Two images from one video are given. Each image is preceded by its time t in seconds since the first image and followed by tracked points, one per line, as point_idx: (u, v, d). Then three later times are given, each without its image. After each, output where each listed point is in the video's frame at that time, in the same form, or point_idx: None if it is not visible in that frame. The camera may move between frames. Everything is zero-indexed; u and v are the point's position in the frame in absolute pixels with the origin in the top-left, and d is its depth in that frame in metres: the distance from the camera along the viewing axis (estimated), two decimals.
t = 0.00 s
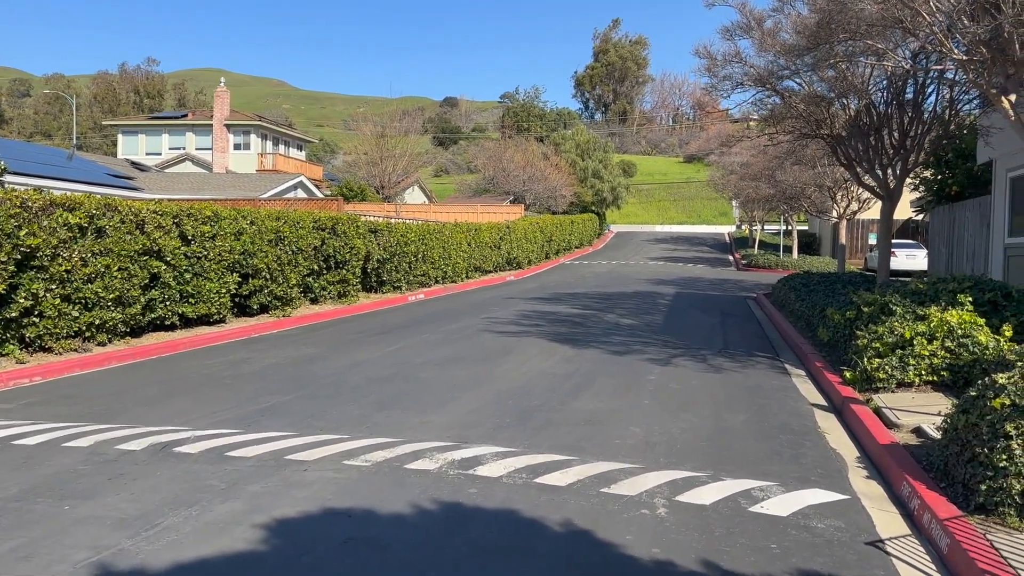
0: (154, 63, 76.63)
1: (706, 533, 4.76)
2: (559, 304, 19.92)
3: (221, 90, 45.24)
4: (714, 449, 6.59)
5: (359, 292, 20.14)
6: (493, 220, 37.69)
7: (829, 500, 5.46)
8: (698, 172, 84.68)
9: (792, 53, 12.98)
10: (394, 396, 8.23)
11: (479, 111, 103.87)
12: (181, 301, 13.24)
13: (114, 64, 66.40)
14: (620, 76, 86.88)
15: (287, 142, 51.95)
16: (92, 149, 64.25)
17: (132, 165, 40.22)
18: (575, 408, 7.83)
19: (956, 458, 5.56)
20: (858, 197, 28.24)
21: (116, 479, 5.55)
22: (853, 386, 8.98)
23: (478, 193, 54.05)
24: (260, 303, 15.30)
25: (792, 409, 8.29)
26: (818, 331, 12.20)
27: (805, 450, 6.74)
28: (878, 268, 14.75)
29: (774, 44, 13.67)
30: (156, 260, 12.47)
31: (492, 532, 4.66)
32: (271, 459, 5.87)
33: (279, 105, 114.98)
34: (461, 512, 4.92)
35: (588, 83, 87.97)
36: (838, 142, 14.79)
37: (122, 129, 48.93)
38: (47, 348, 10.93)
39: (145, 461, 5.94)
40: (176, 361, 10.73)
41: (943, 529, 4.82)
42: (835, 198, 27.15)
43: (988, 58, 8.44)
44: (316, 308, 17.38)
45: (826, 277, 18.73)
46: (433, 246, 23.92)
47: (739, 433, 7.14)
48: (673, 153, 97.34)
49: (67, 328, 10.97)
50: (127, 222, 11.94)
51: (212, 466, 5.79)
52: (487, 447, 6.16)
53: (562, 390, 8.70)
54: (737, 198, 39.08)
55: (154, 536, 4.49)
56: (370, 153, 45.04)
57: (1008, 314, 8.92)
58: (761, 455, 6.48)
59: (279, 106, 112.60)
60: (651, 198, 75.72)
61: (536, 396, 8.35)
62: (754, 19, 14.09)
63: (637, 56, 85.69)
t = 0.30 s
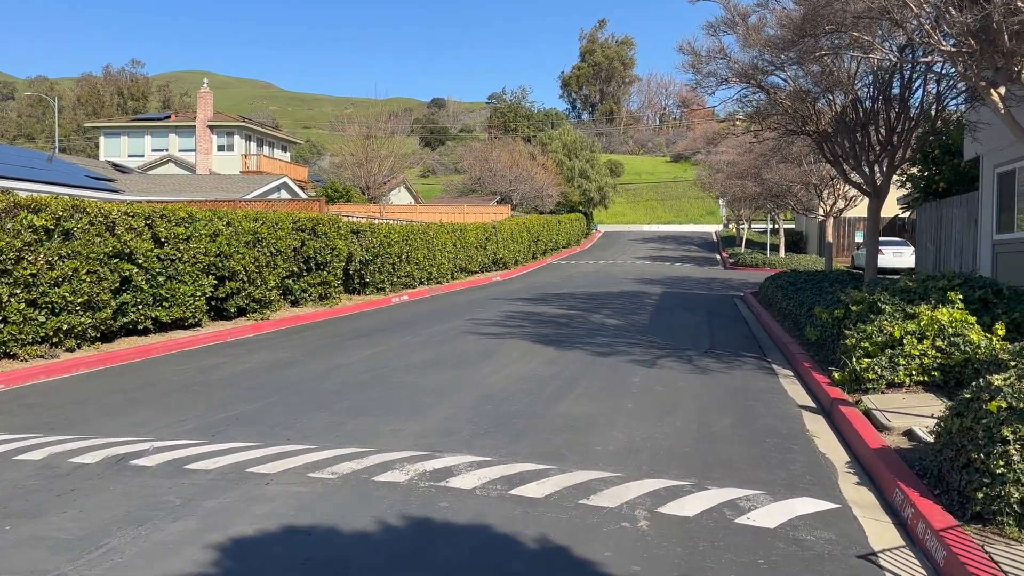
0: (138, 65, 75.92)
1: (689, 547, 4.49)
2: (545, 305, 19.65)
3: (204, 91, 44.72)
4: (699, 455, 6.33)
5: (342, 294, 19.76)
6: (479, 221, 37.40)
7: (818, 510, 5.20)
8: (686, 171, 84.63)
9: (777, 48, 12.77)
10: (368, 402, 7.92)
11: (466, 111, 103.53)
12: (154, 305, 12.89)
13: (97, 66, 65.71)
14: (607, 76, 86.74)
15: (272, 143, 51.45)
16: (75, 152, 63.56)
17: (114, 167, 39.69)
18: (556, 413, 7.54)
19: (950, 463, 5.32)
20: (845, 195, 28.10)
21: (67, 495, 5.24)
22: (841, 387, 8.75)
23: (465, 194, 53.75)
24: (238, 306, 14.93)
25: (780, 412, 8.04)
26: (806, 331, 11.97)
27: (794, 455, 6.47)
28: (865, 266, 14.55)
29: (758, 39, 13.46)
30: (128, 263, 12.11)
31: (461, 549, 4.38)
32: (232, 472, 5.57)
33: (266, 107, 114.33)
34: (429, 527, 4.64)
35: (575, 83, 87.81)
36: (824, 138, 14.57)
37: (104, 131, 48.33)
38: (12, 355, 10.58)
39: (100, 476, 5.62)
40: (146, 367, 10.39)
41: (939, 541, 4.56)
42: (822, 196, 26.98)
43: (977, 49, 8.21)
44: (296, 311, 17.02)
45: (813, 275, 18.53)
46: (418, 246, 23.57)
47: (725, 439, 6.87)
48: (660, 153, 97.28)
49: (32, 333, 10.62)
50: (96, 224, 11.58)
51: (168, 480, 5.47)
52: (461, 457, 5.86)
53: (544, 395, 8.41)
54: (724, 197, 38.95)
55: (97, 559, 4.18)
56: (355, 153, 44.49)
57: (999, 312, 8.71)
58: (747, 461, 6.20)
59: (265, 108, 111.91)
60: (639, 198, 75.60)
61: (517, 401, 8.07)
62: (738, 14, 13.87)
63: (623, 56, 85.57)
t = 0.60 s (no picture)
0: (127, 70, 75.39)
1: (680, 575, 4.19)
2: (536, 309, 19.35)
3: (190, 95, 44.30)
4: (692, 469, 6.04)
5: (328, 300, 19.40)
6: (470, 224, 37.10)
7: (817, 531, 4.91)
8: (678, 172, 84.52)
9: (767, 46, 12.57)
10: (348, 415, 7.61)
11: (458, 114, 103.24)
12: (131, 314, 12.55)
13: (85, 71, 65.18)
14: (598, 77, 86.57)
15: (260, 147, 51.07)
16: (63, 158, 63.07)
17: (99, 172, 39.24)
18: (543, 424, 7.23)
19: (955, 478, 5.04)
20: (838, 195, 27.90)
21: (18, 522, 4.91)
22: (838, 394, 8.49)
23: (456, 196, 53.43)
24: (219, 313, 14.59)
25: (775, 422, 7.75)
26: (800, 335, 11.72)
27: (790, 469, 6.19)
28: (859, 268, 14.31)
29: (748, 37, 13.28)
30: (103, 272, 11.75)
31: None
32: (197, 495, 5.25)
33: (257, 111, 113.89)
34: (401, 556, 4.33)
35: (566, 85, 87.64)
36: (817, 138, 14.34)
37: (91, 136, 47.88)
38: None
39: (56, 500, 5.30)
40: (120, 379, 10.05)
41: (946, 565, 4.27)
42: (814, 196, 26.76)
43: (973, 44, 7.97)
44: (281, 318, 16.67)
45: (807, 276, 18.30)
46: (407, 251, 23.26)
47: (718, 451, 6.57)
48: (652, 154, 97.20)
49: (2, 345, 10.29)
50: (69, 231, 11.24)
51: (127, 505, 5.14)
52: (440, 476, 5.55)
53: (530, 405, 8.10)
54: (716, 198, 38.76)
55: None
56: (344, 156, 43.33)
57: (1000, 315, 8.47)
58: (741, 476, 5.92)
59: (256, 112, 111.50)
60: (630, 199, 75.47)
61: (502, 412, 7.76)
62: (727, 11, 13.68)
63: (614, 58, 85.33)
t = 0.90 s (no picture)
0: (118, 77, 74.95)
1: None
2: (530, 312, 19.06)
3: (181, 100, 43.90)
4: (693, 480, 5.75)
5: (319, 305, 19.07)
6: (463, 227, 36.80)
7: (830, 545, 4.63)
8: (672, 174, 84.37)
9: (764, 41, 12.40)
10: (335, 426, 7.31)
11: (451, 118, 103.01)
12: (115, 322, 12.23)
13: (75, 78, 64.75)
14: (590, 80, 86.40)
15: (252, 152, 50.69)
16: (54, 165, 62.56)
17: (89, 179, 38.82)
18: (537, 433, 6.94)
19: (973, 488, 4.77)
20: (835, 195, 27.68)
21: None
22: (842, 397, 8.21)
23: (449, 199, 53.15)
24: (207, 320, 14.26)
25: (779, 428, 7.47)
26: (801, 337, 11.46)
27: (796, 479, 5.90)
28: (859, 267, 14.07)
29: (744, 33, 13.14)
30: (85, 278, 11.44)
31: None
32: (170, 515, 4.93)
33: (250, 117, 113.48)
34: None
35: (558, 88, 87.50)
36: (814, 135, 14.11)
37: (81, 142, 47.45)
38: None
39: (20, 520, 4.98)
40: (100, 389, 9.73)
41: None
42: (810, 195, 26.54)
43: (978, 35, 7.77)
44: (271, 324, 16.35)
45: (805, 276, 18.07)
46: (399, 254, 22.94)
47: (721, 461, 6.29)
48: (646, 156, 97.08)
49: None
50: (49, 237, 10.93)
51: (96, 526, 4.83)
52: (428, 492, 5.25)
53: (524, 413, 7.80)
54: (711, 199, 38.54)
55: None
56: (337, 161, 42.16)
57: (1008, 314, 8.23)
58: (746, 488, 5.64)
59: (250, 118, 111.16)
60: (625, 201, 75.28)
61: (495, 419, 7.48)
62: (723, 7, 13.52)
63: (607, 60, 85.05)
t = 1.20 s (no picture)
0: (110, 82, 74.47)
1: None
2: (525, 316, 18.80)
3: (172, 105, 43.52)
4: (696, 493, 5.48)
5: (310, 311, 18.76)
6: (458, 230, 36.51)
7: (843, 566, 4.36)
8: (666, 176, 84.27)
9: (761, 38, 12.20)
10: (321, 438, 7.01)
11: (445, 121, 102.76)
12: (99, 331, 11.93)
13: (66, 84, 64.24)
14: (584, 82, 86.27)
15: (244, 157, 50.32)
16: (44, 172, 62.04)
17: (79, 185, 38.40)
18: (532, 443, 6.65)
19: (992, 502, 4.52)
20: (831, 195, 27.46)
21: None
22: (846, 403, 7.96)
23: (443, 202, 52.88)
24: (194, 328, 13.96)
25: (782, 436, 7.20)
26: (801, 340, 11.22)
27: (804, 491, 5.62)
28: (859, 268, 13.84)
29: (740, 30, 12.95)
30: (67, 287, 11.14)
31: None
32: (141, 540, 4.64)
33: (243, 122, 113.05)
34: None
35: (552, 90, 87.35)
36: (813, 134, 13.88)
37: (71, 149, 47.01)
38: None
39: None
40: (81, 401, 9.41)
41: None
42: (807, 195, 26.33)
43: (982, 28, 7.57)
44: (260, 331, 16.04)
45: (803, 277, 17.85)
46: (393, 259, 22.64)
47: (724, 472, 6.01)
48: (640, 158, 96.97)
49: None
50: (29, 245, 10.64)
51: (63, 552, 4.53)
52: (417, 511, 4.96)
53: (519, 421, 7.52)
54: (705, 200, 38.36)
55: None
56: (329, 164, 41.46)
57: (1015, 315, 8.01)
58: (751, 502, 5.35)
59: (243, 123, 110.76)
60: (619, 203, 75.12)
61: (487, 429, 7.19)
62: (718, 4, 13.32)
63: (600, 62, 84.83)
